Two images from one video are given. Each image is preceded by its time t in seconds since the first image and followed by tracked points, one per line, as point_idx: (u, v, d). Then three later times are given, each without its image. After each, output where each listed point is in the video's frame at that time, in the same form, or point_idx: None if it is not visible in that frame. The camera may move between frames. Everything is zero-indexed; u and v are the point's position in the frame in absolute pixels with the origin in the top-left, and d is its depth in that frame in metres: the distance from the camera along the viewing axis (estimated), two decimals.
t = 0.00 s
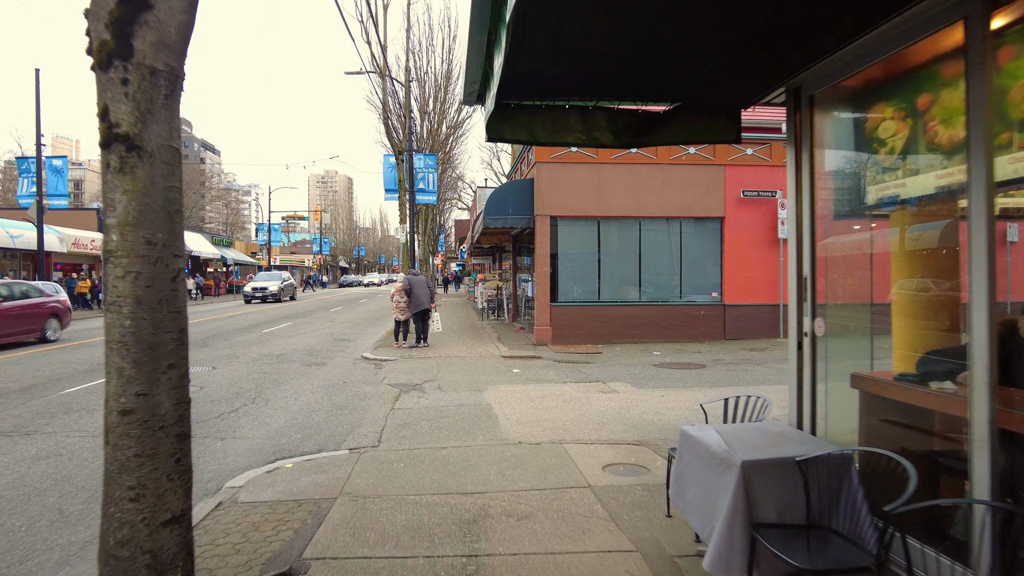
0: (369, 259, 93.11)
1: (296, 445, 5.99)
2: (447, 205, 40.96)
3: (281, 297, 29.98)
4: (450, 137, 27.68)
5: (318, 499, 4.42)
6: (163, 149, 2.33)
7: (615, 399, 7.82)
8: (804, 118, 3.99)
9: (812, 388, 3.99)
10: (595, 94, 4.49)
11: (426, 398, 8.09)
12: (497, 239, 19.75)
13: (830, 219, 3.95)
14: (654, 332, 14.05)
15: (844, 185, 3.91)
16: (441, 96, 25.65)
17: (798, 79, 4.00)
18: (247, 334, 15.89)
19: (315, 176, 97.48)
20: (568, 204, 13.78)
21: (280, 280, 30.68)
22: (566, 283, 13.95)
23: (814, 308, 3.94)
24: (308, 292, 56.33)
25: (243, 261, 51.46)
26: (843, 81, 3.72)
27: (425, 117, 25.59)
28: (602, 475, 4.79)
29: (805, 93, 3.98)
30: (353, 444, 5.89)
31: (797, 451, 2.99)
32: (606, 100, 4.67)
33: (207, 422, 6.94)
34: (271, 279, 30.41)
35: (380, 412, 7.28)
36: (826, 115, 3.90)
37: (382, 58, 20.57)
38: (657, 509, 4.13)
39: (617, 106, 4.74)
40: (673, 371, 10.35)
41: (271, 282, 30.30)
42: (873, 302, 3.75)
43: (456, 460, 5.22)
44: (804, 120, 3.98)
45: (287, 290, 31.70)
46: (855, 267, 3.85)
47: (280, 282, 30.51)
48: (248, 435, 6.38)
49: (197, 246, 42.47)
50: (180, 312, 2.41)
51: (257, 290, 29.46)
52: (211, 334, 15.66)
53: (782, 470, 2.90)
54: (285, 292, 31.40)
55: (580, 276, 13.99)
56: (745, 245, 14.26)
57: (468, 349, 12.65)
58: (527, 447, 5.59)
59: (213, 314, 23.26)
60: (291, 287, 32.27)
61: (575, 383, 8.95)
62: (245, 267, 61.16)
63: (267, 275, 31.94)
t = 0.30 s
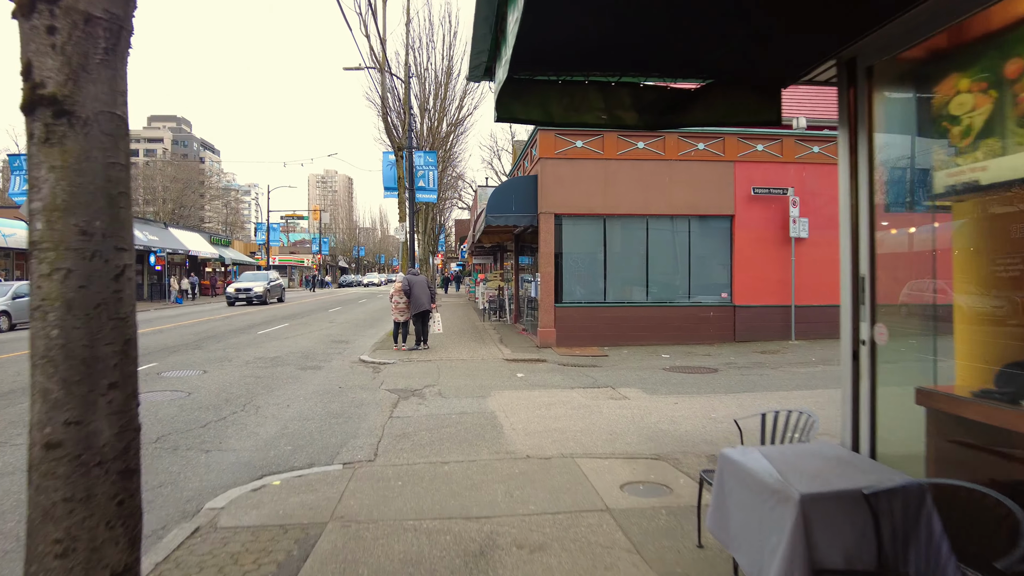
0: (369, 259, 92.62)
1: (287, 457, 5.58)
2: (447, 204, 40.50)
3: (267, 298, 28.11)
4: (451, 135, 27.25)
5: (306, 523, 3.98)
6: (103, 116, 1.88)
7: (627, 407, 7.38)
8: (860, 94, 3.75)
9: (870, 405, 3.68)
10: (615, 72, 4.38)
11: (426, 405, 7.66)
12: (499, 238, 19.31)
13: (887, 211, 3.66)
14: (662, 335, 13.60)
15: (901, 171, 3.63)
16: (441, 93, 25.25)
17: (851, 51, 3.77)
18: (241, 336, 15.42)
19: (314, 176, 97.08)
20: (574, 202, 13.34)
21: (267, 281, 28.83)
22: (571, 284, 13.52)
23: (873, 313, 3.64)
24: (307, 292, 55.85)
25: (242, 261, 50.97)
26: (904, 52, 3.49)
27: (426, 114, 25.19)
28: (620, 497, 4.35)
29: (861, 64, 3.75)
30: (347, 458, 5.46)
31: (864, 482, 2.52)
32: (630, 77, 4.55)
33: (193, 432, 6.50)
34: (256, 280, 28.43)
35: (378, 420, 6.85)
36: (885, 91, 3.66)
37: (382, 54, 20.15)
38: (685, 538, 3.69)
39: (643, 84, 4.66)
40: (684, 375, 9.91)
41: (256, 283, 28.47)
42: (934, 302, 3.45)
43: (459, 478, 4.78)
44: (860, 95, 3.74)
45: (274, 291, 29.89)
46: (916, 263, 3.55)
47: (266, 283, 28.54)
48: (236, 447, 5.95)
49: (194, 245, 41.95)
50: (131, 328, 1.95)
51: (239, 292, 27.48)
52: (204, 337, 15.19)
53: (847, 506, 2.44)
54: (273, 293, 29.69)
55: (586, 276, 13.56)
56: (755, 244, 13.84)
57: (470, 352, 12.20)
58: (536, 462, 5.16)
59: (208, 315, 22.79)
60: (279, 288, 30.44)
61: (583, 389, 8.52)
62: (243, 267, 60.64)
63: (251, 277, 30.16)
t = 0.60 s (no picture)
0: (370, 259, 92.19)
1: (274, 471, 5.17)
2: (447, 203, 40.06)
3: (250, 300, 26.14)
4: (452, 133, 26.85)
5: (289, 553, 3.56)
6: None
7: (638, 416, 6.96)
8: (930, 68, 3.44)
9: (944, 426, 3.38)
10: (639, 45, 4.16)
11: (425, 413, 7.25)
12: (501, 237, 18.88)
13: (959, 206, 3.36)
14: (669, 337, 13.17)
15: (975, 161, 3.32)
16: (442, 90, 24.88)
17: (920, 19, 3.47)
18: (236, 338, 14.99)
19: (315, 176, 96.70)
20: (579, 200, 12.91)
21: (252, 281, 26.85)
22: (576, 285, 13.07)
23: (945, 324, 3.36)
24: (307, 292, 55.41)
25: (241, 261, 50.54)
26: (983, 18, 3.20)
27: (426, 112, 24.83)
28: (639, 522, 3.93)
29: (934, 34, 3.42)
30: (339, 474, 5.04)
31: (946, 526, 2.10)
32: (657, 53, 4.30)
33: (176, 441, 6.08)
34: (239, 281, 26.40)
35: (374, 430, 6.44)
36: (961, 66, 3.36)
37: (381, 49, 19.79)
38: (715, 573, 3.26)
39: (671, 60, 4.41)
40: (695, 380, 9.48)
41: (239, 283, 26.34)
42: (1013, 301, 3.10)
43: (460, 499, 4.35)
44: (931, 68, 3.43)
45: (259, 292, 27.83)
46: (986, 265, 3.23)
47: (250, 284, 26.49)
48: (220, 459, 5.54)
49: (193, 245, 41.49)
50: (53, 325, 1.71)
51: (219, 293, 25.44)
52: (197, 338, 14.76)
53: (932, 557, 2.00)
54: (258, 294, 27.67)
55: (591, 276, 13.12)
56: (766, 243, 13.43)
57: (471, 355, 11.77)
58: (544, 480, 4.74)
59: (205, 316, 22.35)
60: (264, 289, 28.40)
61: (590, 395, 8.10)
62: (243, 267, 60.22)
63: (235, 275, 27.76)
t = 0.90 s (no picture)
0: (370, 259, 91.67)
1: (255, 494, 4.71)
2: (448, 203, 39.60)
3: (230, 304, 24.61)
4: (451, 130, 26.39)
5: None
6: None
7: (650, 428, 6.50)
8: None
9: None
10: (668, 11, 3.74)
11: (423, 425, 6.78)
12: (501, 237, 18.41)
13: None
14: (677, 340, 12.70)
15: None
16: (441, 87, 24.42)
17: None
18: (228, 341, 14.51)
19: (315, 176, 96.19)
20: (584, 198, 12.44)
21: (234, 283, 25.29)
22: (580, 286, 12.60)
23: None
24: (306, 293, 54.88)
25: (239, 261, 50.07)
26: None
27: (425, 109, 24.40)
28: (663, 560, 3.46)
29: None
30: (326, 498, 4.57)
31: None
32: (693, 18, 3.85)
33: (152, 457, 5.61)
34: (218, 283, 24.88)
35: (367, 445, 5.98)
36: None
37: (379, 44, 19.34)
38: None
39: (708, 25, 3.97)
40: (708, 386, 9.01)
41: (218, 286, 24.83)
42: None
43: (459, 531, 3.88)
44: None
45: (241, 295, 26.28)
46: None
47: (231, 287, 24.91)
48: (197, 479, 5.07)
49: (190, 245, 41.01)
50: None
51: (197, 295, 23.88)
52: (188, 341, 14.28)
53: None
54: (240, 295, 26.09)
55: (596, 277, 12.65)
56: (777, 243, 12.98)
57: (472, 359, 11.30)
58: (552, 506, 4.27)
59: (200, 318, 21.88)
60: (247, 291, 26.79)
61: (598, 404, 7.63)
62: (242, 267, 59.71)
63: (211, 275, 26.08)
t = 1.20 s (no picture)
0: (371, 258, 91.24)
1: (236, 512, 4.27)
2: (449, 201, 39.23)
3: (208, 305, 23.97)
4: (452, 127, 25.98)
5: None
6: None
7: (665, 435, 6.09)
8: None
9: None
10: None
11: (422, 431, 6.38)
12: (503, 235, 18.00)
13: None
14: (686, 341, 12.28)
15: None
16: (442, 83, 24.02)
17: None
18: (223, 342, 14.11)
19: (315, 175, 95.79)
20: (589, 193, 12.01)
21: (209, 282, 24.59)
22: (586, 284, 12.17)
23: None
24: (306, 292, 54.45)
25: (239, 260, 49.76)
26: None
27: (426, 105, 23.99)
28: None
29: None
30: (314, 516, 4.16)
31: None
32: None
33: (129, 467, 5.19)
34: (195, 284, 24.21)
35: (361, 454, 5.57)
36: None
37: (378, 38, 18.94)
38: None
39: None
40: (721, 389, 8.59)
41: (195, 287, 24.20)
42: None
43: (461, 555, 3.47)
44: None
45: (221, 297, 25.64)
46: None
47: (208, 287, 24.33)
48: (176, 492, 4.65)
49: (189, 244, 40.70)
50: None
51: (173, 296, 23.23)
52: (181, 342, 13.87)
53: None
54: (221, 295, 25.47)
55: (602, 275, 12.22)
56: (789, 240, 12.56)
57: (474, 361, 10.89)
58: (563, 526, 3.86)
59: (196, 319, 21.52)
60: (228, 291, 26.23)
61: (607, 408, 7.24)
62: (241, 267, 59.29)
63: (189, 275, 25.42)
